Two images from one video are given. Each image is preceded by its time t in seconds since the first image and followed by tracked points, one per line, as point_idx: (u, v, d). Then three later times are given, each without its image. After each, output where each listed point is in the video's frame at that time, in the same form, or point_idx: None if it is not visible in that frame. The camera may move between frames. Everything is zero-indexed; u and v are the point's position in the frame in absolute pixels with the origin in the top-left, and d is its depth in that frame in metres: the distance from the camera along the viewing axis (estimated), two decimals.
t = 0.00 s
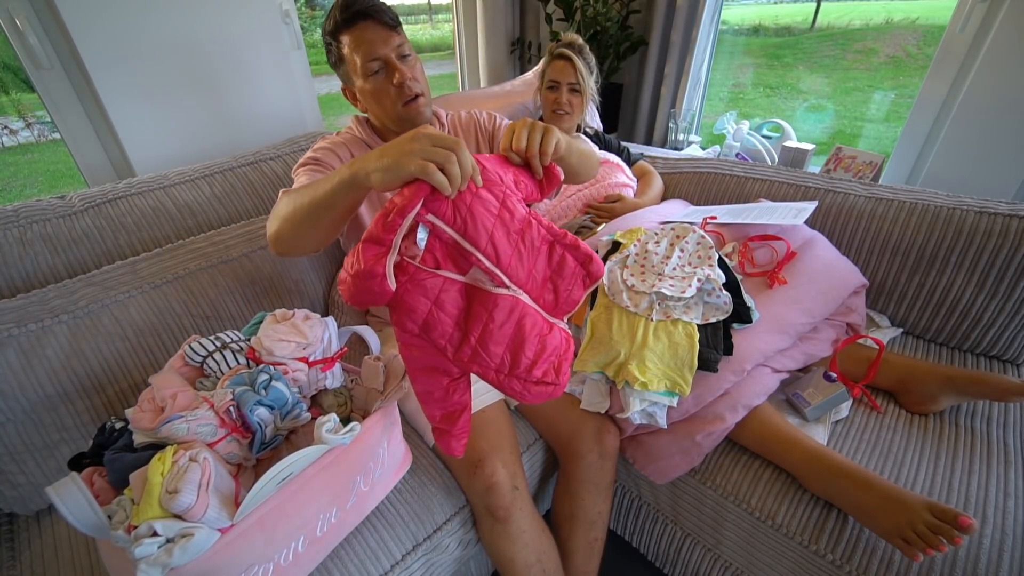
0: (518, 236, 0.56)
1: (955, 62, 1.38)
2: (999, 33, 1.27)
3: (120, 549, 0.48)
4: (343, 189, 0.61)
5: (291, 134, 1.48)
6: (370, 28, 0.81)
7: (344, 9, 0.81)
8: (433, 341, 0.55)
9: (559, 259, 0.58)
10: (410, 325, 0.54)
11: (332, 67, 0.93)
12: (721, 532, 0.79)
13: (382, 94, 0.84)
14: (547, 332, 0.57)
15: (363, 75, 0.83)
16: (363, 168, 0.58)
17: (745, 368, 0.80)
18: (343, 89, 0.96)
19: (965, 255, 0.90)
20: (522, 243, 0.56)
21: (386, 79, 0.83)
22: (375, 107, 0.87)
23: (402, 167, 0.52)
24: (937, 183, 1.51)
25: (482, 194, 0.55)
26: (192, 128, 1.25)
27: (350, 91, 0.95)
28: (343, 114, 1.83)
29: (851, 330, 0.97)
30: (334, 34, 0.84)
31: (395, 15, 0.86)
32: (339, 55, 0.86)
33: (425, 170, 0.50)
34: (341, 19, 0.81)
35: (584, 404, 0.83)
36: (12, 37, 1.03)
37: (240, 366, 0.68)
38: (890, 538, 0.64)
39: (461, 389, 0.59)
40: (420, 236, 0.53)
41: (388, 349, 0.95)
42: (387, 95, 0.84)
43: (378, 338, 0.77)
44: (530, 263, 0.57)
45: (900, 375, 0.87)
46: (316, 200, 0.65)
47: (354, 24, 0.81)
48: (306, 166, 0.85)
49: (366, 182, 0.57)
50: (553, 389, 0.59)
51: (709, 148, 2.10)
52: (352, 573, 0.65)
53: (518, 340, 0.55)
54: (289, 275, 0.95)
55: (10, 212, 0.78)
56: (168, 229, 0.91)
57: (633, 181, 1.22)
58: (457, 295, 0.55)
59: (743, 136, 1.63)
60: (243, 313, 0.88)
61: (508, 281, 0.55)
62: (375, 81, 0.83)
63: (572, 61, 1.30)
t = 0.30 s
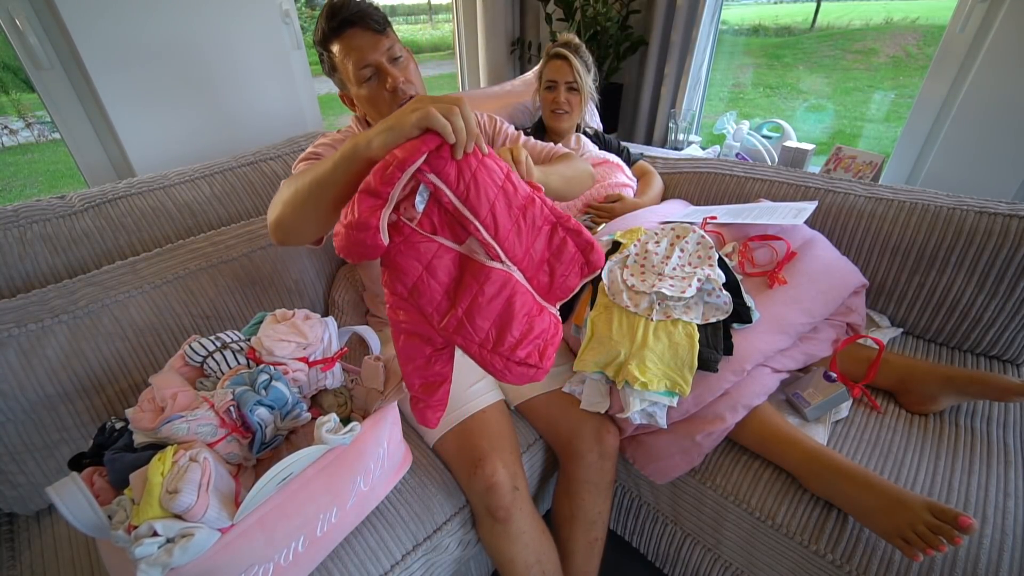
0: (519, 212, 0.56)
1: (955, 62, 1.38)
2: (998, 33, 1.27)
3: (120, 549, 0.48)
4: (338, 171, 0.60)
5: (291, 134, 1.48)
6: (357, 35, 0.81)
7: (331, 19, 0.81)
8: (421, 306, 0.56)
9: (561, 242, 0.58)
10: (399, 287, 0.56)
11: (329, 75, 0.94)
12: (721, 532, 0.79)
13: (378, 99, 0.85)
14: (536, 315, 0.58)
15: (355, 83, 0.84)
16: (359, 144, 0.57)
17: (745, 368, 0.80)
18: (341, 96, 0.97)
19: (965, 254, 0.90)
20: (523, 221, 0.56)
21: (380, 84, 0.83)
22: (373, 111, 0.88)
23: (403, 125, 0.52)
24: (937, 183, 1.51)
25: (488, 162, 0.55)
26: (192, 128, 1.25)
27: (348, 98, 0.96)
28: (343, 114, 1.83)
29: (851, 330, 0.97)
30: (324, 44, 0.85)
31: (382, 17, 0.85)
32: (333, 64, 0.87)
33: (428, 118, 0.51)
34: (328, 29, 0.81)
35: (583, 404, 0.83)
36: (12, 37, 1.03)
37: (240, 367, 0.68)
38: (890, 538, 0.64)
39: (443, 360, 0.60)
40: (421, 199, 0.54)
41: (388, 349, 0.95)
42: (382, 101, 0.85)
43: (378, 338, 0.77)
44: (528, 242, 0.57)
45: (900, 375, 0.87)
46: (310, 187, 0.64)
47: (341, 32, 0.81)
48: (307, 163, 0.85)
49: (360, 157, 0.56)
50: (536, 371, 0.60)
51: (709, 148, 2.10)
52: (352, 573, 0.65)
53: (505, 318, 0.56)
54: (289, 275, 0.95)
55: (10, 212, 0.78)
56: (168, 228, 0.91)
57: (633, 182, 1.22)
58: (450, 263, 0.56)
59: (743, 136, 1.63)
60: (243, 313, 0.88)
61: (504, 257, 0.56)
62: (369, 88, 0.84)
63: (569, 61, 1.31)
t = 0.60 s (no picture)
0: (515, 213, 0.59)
1: (955, 61, 1.38)
2: (998, 33, 1.27)
3: (120, 549, 0.49)
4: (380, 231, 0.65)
5: (291, 134, 1.48)
6: (413, 37, 0.80)
7: (400, 10, 0.79)
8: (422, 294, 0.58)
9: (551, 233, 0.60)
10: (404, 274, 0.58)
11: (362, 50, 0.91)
12: (721, 532, 0.79)
13: (406, 101, 0.85)
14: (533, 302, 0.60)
15: (395, 79, 0.83)
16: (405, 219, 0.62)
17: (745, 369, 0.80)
18: (366, 72, 0.94)
19: (965, 254, 0.90)
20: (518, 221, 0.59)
21: (415, 89, 0.84)
22: (394, 109, 0.88)
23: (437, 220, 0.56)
24: (937, 183, 1.51)
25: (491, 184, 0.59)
26: (192, 128, 1.25)
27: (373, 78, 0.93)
28: (343, 114, 1.84)
29: (850, 330, 0.97)
30: (376, 30, 0.82)
31: (443, 26, 0.84)
32: (376, 49, 0.85)
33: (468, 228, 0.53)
34: (391, 20, 0.79)
35: (583, 404, 0.84)
36: (12, 37, 1.03)
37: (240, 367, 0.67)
38: (889, 538, 0.64)
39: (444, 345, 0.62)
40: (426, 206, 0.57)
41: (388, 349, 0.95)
42: (410, 106, 0.85)
43: (380, 339, 0.78)
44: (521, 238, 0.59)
45: (900, 375, 0.87)
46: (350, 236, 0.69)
47: (400, 28, 0.79)
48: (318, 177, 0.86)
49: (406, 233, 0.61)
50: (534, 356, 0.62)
51: (709, 148, 2.10)
52: (352, 573, 0.65)
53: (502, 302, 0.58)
54: (289, 275, 0.95)
55: (10, 213, 0.79)
56: (168, 229, 0.91)
57: (633, 182, 1.21)
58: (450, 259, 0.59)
59: (743, 136, 1.63)
60: (243, 313, 0.88)
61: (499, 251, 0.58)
62: (403, 89, 0.84)
63: (574, 61, 1.31)
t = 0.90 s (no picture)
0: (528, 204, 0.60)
1: (955, 61, 1.38)
2: (998, 33, 1.27)
3: (121, 549, 0.49)
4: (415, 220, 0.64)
5: (291, 134, 1.48)
6: (405, 35, 0.80)
7: (389, 9, 0.80)
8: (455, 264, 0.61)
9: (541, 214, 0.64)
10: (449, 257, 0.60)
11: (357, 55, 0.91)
12: (721, 532, 0.79)
13: (401, 101, 0.85)
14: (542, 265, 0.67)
15: (389, 79, 0.83)
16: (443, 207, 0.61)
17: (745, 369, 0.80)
18: (361, 76, 0.94)
19: (965, 254, 0.90)
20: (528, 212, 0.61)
21: (411, 88, 0.83)
22: (390, 109, 0.88)
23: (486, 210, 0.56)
24: (937, 183, 1.51)
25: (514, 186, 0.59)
26: (192, 128, 1.25)
27: (368, 81, 0.94)
28: (343, 114, 1.84)
29: (851, 330, 0.97)
30: (367, 31, 0.83)
31: (435, 24, 0.85)
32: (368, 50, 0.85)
33: (515, 220, 0.55)
34: (382, 19, 0.80)
35: (583, 405, 0.84)
36: (12, 37, 1.03)
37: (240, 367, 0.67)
38: (890, 538, 0.64)
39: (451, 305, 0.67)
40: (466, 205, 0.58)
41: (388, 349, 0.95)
42: (406, 105, 0.85)
43: (380, 339, 0.78)
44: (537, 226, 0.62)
45: (900, 375, 0.87)
46: (381, 226, 0.68)
47: (391, 27, 0.80)
48: (322, 174, 0.86)
49: (443, 225, 0.60)
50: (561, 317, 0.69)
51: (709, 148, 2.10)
52: (352, 573, 0.65)
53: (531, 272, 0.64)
54: (289, 275, 0.95)
55: (10, 213, 0.79)
56: (168, 229, 0.91)
57: (633, 181, 1.21)
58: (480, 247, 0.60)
59: (743, 136, 1.63)
60: (244, 313, 0.88)
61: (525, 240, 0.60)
62: (398, 88, 0.84)
63: (572, 61, 1.31)
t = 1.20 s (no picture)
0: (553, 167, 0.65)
1: (954, 61, 1.38)
2: (998, 33, 1.27)
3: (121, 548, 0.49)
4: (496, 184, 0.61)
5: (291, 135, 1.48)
6: (398, 38, 0.80)
7: (379, 13, 0.79)
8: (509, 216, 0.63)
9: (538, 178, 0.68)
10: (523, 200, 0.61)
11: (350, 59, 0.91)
12: (721, 532, 0.79)
13: (398, 104, 0.85)
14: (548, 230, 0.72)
15: (384, 83, 0.83)
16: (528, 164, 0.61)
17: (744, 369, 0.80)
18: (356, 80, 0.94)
19: (965, 254, 0.90)
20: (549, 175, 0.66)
21: (407, 91, 0.84)
22: (388, 112, 0.88)
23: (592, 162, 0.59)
24: (937, 183, 1.51)
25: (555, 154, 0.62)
26: (192, 128, 1.25)
27: (363, 84, 0.94)
28: (342, 114, 1.84)
29: (851, 330, 0.97)
30: (359, 35, 0.82)
31: (427, 24, 0.84)
32: (361, 54, 0.85)
33: (616, 166, 0.60)
34: (372, 23, 0.79)
35: (583, 405, 0.84)
36: (12, 37, 1.03)
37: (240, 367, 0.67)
38: (890, 538, 0.64)
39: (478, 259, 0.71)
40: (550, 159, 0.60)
41: (388, 349, 0.95)
42: (403, 108, 0.85)
43: (380, 339, 0.78)
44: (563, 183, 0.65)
45: (900, 375, 0.87)
46: (448, 192, 0.64)
47: (382, 31, 0.79)
48: (334, 167, 0.82)
49: (535, 185, 0.60)
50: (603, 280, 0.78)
51: (709, 148, 2.10)
52: (352, 573, 0.65)
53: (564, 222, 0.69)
54: (290, 275, 0.95)
55: (10, 213, 0.79)
56: (168, 228, 0.91)
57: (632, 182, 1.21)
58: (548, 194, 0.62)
59: (743, 136, 1.63)
60: (244, 314, 0.88)
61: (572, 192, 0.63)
62: (394, 92, 0.84)
63: (571, 61, 1.31)
